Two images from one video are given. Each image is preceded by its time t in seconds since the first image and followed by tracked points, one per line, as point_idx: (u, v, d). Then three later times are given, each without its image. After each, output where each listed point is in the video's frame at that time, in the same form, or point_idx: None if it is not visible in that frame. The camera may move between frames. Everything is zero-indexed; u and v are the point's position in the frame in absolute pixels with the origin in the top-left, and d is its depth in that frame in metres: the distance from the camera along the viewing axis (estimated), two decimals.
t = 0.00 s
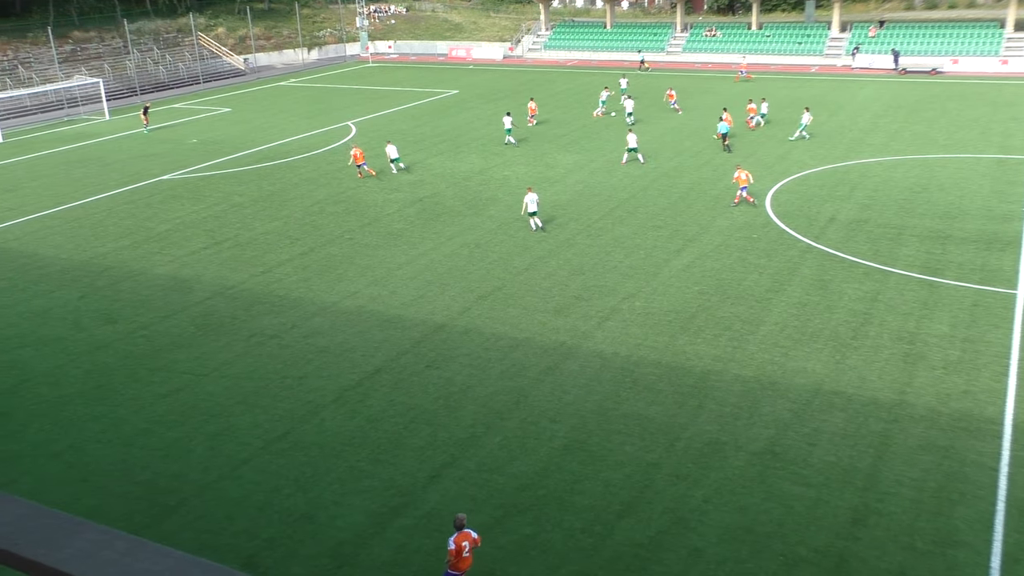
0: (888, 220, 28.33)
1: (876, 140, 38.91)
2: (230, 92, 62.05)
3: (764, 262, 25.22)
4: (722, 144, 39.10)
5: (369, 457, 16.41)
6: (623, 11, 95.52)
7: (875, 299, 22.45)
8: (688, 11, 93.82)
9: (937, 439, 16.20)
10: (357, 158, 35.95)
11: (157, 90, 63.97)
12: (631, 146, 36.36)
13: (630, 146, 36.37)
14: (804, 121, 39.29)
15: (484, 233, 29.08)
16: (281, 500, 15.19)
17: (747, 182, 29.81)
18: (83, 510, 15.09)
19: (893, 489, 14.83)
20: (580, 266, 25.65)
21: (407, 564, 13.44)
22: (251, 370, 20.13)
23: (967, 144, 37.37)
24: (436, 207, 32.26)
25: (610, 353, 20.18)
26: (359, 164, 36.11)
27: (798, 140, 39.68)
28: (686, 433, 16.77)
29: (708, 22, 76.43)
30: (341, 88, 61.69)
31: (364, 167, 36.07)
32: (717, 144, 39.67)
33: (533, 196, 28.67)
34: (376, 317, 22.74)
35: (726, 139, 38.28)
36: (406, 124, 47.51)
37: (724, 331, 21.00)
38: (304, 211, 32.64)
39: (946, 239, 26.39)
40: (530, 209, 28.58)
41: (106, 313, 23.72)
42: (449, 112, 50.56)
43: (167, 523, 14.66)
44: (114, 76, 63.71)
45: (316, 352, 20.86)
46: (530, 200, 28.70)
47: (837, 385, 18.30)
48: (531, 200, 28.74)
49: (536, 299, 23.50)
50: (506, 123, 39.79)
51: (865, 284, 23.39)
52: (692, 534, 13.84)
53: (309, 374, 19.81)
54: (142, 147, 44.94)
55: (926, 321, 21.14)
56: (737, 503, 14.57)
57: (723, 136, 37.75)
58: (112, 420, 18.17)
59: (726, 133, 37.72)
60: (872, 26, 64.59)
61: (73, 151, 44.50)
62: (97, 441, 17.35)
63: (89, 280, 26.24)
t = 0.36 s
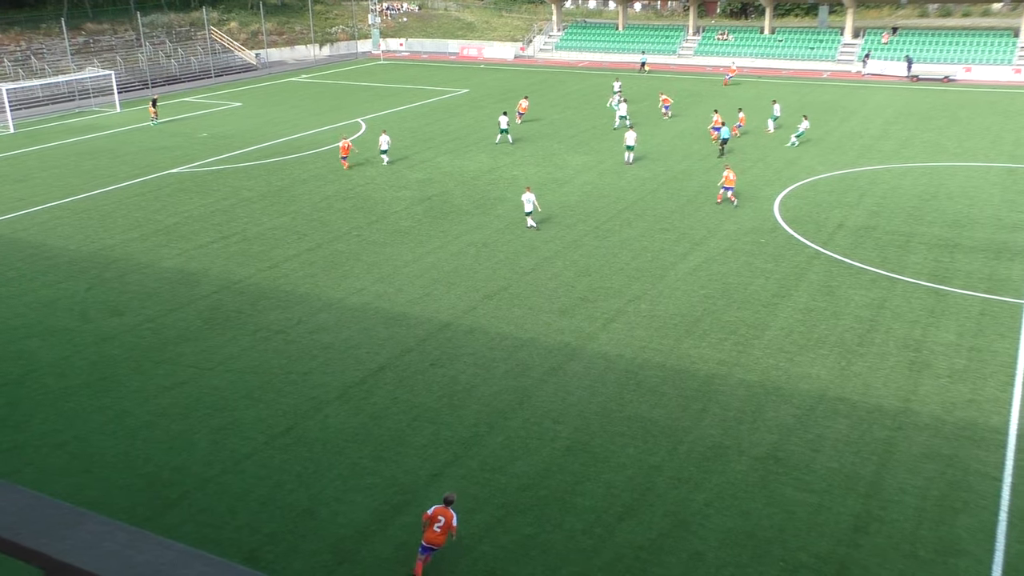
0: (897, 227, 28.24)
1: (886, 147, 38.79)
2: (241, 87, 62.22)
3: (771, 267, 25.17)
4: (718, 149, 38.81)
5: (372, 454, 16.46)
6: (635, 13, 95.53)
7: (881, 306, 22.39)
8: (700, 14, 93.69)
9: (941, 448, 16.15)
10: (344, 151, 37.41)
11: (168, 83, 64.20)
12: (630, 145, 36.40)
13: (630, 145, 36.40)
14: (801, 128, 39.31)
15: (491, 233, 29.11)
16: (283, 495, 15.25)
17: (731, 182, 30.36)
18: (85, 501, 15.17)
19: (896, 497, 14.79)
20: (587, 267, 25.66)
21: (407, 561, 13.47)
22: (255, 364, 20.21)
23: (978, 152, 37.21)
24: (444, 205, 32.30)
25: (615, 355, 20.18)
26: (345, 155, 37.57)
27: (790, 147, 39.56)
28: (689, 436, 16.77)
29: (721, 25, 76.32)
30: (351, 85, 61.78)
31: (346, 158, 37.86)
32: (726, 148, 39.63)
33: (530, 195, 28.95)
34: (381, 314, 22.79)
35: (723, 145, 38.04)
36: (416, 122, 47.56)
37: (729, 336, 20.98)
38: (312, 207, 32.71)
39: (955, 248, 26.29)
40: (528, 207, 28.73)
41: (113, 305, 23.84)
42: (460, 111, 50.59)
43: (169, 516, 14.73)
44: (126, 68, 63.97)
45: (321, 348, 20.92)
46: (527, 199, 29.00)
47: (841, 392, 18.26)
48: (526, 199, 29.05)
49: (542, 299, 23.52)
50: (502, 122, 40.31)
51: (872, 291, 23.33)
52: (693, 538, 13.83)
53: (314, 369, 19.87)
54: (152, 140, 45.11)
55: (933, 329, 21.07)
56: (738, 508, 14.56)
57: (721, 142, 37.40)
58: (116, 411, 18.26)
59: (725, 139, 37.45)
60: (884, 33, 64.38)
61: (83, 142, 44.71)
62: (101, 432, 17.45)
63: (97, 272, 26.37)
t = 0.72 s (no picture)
0: (893, 232, 28.31)
1: (883, 152, 38.87)
2: (239, 84, 62.10)
3: (766, 270, 25.22)
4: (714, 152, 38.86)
5: (366, 453, 16.44)
6: (634, 15, 95.60)
7: (876, 310, 22.44)
8: (699, 17, 93.76)
9: (935, 452, 16.19)
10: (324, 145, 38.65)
11: (165, 80, 64.06)
12: (616, 147, 36.92)
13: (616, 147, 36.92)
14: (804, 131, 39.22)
15: (487, 233, 29.11)
16: (277, 494, 15.22)
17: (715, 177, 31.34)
18: (77, 497, 15.14)
19: (890, 501, 14.82)
20: (583, 269, 25.66)
21: (401, 561, 13.47)
22: (250, 362, 20.18)
23: (974, 158, 37.33)
24: (441, 205, 32.29)
25: (610, 356, 20.19)
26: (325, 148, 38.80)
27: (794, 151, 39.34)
28: (684, 438, 16.78)
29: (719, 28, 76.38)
30: (349, 83, 61.70)
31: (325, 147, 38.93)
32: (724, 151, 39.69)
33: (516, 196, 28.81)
34: (377, 313, 22.78)
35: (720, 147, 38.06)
36: (414, 122, 47.51)
37: (724, 338, 21.01)
38: (309, 205, 32.68)
39: (950, 253, 26.36)
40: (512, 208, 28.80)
41: (108, 301, 23.78)
42: (458, 111, 50.58)
43: (162, 513, 14.69)
44: (124, 64, 63.80)
45: (316, 347, 20.89)
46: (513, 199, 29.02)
47: (836, 395, 18.29)
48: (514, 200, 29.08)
49: (538, 300, 23.53)
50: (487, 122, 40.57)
51: (867, 295, 23.38)
52: (687, 540, 13.84)
53: (309, 368, 19.84)
54: (150, 136, 45.01)
55: (927, 334, 21.13)
56: (732, 510, 14.58)
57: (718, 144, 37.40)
58: (110, 408, 18.22)
59: (721, 142, 37.40)
60: (882, 37, 64.54)
61: (80, 138, 44.59)
62: (94, 429, 17.40)
63: (92, 268, 26.31)
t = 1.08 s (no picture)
0: (887, 233, 28.41)
1: (877, 153, 39.00)
2: (234, 84, 62.01)
3: (761, 271, 25.28)
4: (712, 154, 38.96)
5: (360, 454, 16.42)
6: (629, 16, 95.71)
7: (870, 311, 22.50)
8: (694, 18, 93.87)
9: (928, 453, 16.24)
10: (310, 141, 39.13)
11: (160, 80, 63.91)
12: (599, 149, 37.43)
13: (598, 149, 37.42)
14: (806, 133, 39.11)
15: (482, 233, 29.12)
16: (270, 495, 15.19)
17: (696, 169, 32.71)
18: (70, 498, 15.08)
19: (883, 501, 14.86)
20: (577, 270, 25.69)
21: (394, 561, 13.46)
22: (244, 363, 20.13)
23: (967, 160, 37.46)
24: (436, 206, 32.29)
25: (604, 357, 20.20)
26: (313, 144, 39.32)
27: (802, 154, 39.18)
28: (677, 439, 16.80)
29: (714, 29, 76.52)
30: (344, 84, 61.65)
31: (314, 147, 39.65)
32: (718, 153, 39.78)
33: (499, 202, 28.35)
34: (371, 314, 22.75)
35: (719, 149, 38.15)
36: (409, 122, 47.48)
37: (718, 339, 21.05)
38: (303, 205, 32.64)
39: (943, 254, 26.45)
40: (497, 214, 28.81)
41: (101, 301, 23.70)
42: (452, 111, 50.57)
43: (155, 514, 14.64)
44: (117, 64, 63.62)
45: (310, 347, 20.85)
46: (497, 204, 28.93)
47: (829, 396, 18.34)
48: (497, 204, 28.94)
49: (532, 300, 23.53)
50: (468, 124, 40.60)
51: (861, 296, 23.44)
52: (680, 541, 13.86)
53: (302, 369, 19.81)
54: (144, 136, 44.91)
55: (920, 334, 21.20)
56: (726, 511, 14.60)
57: (715, 146, 37.52)
58: (103, 409, 18.16)
59: (720, 143, 37.51)
60: (876, 39, 64.74)
61: (74, 138, 44.45)
62: (87, 429, 17.35)
63: (85, 268, 26.24)
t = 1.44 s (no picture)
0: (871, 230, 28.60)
1: (861, 151, 39.23)
2: (218, 83, 61.63)
3: (746, 269, 25.38)
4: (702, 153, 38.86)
5: (347, 454, 16.35)
6: (614, 15, 95.79)
7: (855, 309, 22.62)
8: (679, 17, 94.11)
9: (912, 449, 16.35)
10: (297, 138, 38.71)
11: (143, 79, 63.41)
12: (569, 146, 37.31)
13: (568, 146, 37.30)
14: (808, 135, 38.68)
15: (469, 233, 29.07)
16: (257, 495, 15.11)
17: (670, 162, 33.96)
18: (54, 501, 14.95)
19: (868, 497, 14.95)
20: (564, 268, 25.69)
21: (382, 561, 13.43)
22: (230, 363, 20.01)
23: (950, 158, 37.76)
24: (422, 205, 32.21)
25: (592, 355, 20.22)
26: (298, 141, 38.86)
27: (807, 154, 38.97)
28: (664, 437, 16.83)
29: (699, 28, 76.74)
30: (330, 83, 61.38)
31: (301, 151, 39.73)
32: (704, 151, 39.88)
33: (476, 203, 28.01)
34: (358, 313, 22.65)
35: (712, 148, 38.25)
36: (395, 121, 47.35)
37: (705, 337, 21.11)
38: (289, 205, 32.49)
39: (927, 252, 26.64)
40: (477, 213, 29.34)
41: (85, 302, 23.50)
42: (438, 110, 50.47)
43: (141, 516, 14.53)
44: (100, 63, 63.08)
45: (297, 348, 20.75)
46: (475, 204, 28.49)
47: (815, 393, 18.42)
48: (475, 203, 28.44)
49: (519, 299, 23.51)
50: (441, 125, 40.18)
51: (846, 294, 23.57)
52: (668, 538, 13.89)
53: (289, 369, 19.70)
54: (128, 136, 44.56)
55: (905, 331, 21.35)
56: (713, 508, 14.64)
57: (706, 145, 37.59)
58: (87, 410, 18.00)
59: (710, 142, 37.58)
60: (860, 38, 65.15)
61: (57, 138, 44.08)
62: (72, 431, 17.19)
63: (69, 269, 26.02)
